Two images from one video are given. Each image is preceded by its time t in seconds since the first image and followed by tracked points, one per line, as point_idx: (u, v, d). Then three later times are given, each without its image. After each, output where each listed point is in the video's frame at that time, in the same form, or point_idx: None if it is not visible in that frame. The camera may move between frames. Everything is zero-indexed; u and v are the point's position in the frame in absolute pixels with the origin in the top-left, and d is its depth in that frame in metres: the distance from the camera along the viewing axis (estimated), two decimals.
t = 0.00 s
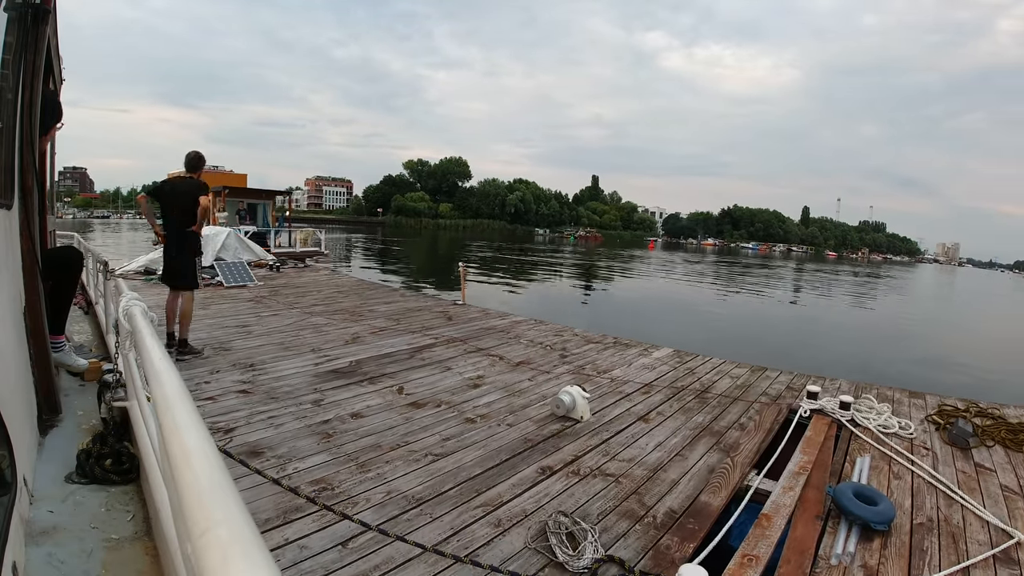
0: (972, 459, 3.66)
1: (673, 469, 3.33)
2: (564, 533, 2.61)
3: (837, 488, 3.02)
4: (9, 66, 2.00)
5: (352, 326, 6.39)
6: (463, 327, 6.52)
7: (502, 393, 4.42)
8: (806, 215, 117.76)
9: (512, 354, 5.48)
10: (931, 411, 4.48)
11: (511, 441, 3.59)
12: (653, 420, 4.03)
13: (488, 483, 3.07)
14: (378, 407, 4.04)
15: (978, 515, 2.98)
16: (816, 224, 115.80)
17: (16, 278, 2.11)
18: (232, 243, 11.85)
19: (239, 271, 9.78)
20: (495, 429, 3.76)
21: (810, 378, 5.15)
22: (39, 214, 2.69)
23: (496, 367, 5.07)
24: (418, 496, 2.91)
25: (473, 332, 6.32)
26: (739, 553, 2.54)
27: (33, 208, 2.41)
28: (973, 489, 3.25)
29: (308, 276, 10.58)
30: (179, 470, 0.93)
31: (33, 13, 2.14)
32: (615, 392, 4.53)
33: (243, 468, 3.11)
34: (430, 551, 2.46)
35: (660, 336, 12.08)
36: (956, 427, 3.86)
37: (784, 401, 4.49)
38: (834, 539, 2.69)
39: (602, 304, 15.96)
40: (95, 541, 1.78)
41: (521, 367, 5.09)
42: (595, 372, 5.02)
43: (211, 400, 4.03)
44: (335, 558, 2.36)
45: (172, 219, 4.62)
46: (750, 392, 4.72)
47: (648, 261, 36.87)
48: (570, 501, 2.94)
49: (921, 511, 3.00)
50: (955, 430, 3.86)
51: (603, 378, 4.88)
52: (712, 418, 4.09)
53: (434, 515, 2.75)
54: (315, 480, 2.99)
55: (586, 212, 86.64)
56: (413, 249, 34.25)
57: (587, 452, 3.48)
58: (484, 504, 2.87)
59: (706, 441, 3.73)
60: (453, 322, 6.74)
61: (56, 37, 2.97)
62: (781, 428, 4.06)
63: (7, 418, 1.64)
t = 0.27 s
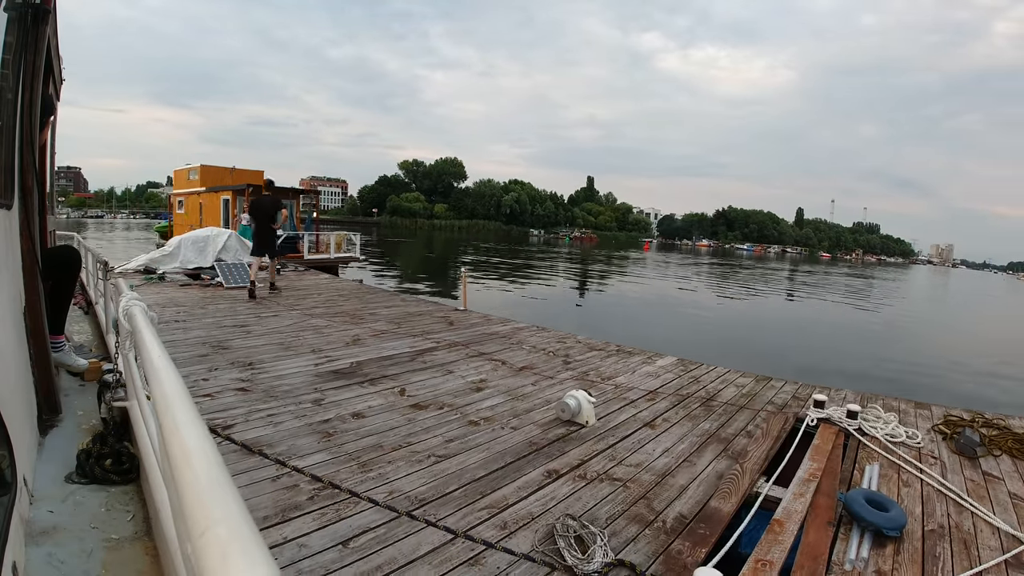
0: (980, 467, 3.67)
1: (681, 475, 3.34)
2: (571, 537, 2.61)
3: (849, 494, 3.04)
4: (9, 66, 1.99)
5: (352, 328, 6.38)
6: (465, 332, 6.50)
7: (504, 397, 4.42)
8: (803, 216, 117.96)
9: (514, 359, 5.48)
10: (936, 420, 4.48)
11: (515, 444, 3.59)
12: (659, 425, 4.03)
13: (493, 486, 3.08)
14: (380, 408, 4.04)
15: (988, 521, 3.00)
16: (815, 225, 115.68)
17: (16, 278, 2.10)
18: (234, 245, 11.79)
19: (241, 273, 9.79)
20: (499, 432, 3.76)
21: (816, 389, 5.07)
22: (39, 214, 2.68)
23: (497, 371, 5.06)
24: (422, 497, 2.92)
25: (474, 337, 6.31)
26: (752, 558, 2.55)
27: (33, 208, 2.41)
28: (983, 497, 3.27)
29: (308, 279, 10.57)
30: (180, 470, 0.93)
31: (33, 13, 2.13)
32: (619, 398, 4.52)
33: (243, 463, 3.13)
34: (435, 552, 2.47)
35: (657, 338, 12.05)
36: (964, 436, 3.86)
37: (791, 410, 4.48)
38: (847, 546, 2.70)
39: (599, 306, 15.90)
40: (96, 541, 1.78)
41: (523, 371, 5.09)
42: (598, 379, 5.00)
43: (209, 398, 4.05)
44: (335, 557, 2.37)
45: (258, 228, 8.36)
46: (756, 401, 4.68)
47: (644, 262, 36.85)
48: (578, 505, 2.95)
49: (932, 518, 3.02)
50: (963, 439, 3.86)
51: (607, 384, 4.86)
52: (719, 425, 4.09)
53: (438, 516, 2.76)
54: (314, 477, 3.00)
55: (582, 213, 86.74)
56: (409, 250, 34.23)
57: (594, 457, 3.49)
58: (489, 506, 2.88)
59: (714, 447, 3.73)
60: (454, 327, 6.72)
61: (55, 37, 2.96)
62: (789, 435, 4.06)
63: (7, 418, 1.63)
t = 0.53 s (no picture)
0: (977, 475, 3.70)
1: (677, 473, 3.35)
2: (564, 524, 2.62)
3: (845, 494, 3.06)
4: (9, 66, 1.98)
5: (352, 328, 6.38)
6: (464, 337, 6.51)
7: (502, 396, 4.43)
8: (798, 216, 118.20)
9: (512, 362, 5.50)
10: (932, 429, 4.51)
11: (511, 439, 3.60)
12: (655, 427, 4.05)
13: (488, 475, 3.09)
14: (376, 401, 4.05)
15: (985, 524, 3.03)
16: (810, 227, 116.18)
17: (15, 279, 2.09)
18: (237, 246, 11.68)
19: (242, 272, 9.80)
20: (495, 427, 3.77)
21: (814, 400, 5.05)
22: (39, 214, 2.67)
23: (496, 373, 5.07)
24: (415, 483, 2.94)
25: (473, 341, 6.32)
26: (746, 551, 2.57)
27: (33, 208, 2.40)
28: (980, 503, 3.30)
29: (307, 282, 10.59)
30: (180, 470, 0.93)
31: (33, 13, 2.12)
32: (617, 401, 4.54)
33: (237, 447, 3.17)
34: (426, 535, 2.49)
35: (653, 339, 12.04)
36: (961, 444, 3.88)
37: (788, 418, 4.49)
38: (843, 543, 2.73)
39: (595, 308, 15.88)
40: (96, 541, 1.78)
41: (521, 374, 5.10)
42: (597, 384, 5.01)
43: (206, 384, 4.10)
44: (325, 536, 2.40)
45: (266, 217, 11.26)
46: (753, 409, 4.68)
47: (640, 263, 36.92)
48: (573, 496, 2.97)
49: (929, 520, 3.05)
50: (960, 447, 3.88)
51: (604, 389, 4.87)
52: (715, 429, 4.11)
53: (431, 501, 2.78)
54: (309, 462, 3.03)
55: (577, 213, 86.91)
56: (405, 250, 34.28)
57: (589, 453, 3.50)
58: (482, 494, 2.89)
59: (710, 450, 3.74)
60: (454, 331, 6.73)
61: (56, 37, 2.95)
62: (786, 442, 4.09)
63: (7, 418, 1.62)
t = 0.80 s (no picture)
0: (971, 470, 3.74)
1: (673, 468, 3.37)
2: (562, 517, 2.64)
3: (839, 488, 3.09)
4: (9, 66, 1.98)
5: (351, 327, 6.38)
6: (462, 335, 6.52)
7: (502, 393, 4.44)
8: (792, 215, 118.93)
9: (511, 360, 5.51)
10: (925, 424, 4.55)
11: (509, 435, 3.61)
12: (653, 424, 4.07)
13: (487, 470, 3.10)
14: (377, 398, 4.05)
15: (979, 517, 3.06)
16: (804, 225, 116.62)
17: (15, 279, 2.08)
18: (235, 246, 11.63)
19: (240, 271, 9.78)
20: (494, 424, 3.77)
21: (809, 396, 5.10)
22: (39, 214, 2.66)
23: (495, 371, 5.08)
24: (416, 478, 2.95)
25: (472, 339, 6.33)
26: (741, 543, 2.59)
27: (33, 208, 2.40)
28: (973, 497, 3.34)
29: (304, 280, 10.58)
30: (180, 470, 0.94)
31: (33, 13, 2.12)
32: (614, 398, 4.56)
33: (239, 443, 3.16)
34: (427, 528, 2.50)
35: (647, 339, 12.09)
36: (954, 440, 3.91)
37: (784, 414, 4.53)
38: (837, 536, 2.76)
39: (589, 308, 15.92)
40: (96, 541, 1.77)
41: (521, 372, 5.11)
42: (595, 381, 5.03)
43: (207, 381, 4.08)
44: (327, 530, 2.41)
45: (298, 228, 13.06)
46: (749, 405, 4.71)
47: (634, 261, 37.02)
48: (571, 490, 2.98)
49: (922, 514, 3.08)
50: (954, 443, 3.91)
51: (602, 386, 4.89)
52: (711, 425, 4.13)
53: (431, 495, 2.79)
54: (311, 457, 3.04)
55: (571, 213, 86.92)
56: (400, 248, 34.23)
57: (586, 448, 3.51)
58: (482, 488, 2.90)
59: (706, 445, 3.77)
60: (452, 329, 6.73)
61: (55, 37, 2.93)
62: (781, 438, 4.13)
63: (7, 418, 1.62)
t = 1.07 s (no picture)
0: (963, 472, 3.76)
1: (675, 470, 3.38)
2: (571, 518, 2.65)
3: (836, 489, 3.10)
4: (9, 66, 1.97)
5: (351, 330, 6.37)
6: (462, 339, 6.52)
7: (503, 397, 4.44)
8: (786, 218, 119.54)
9: (511, 364, 5.51)
10: (918, 428, 4.58)
11: (513, 438, 3.61)
12: (653, 427, 4.08)
13: (493, 473, 3.10)
14: (381, 402, 4.05)
15: (972, 518, 3.08)
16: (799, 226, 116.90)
17: (15, 278, 2.07)
18: (232, 248, 11.63)
19: (239, 273, 9.74)
20: (497, 427, 3.78)
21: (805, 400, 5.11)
22: (39, 214, 2.65)
23: (495, 374, 5.08)
24: (424, 480, 2.94)
25: (471, 343, 6.32)
26: (744, 541, 2.61)
27: (32, 207, 2.39)
28: (966, 498, 3.36)
29: (301, 283, 10.57)
30: (180, 470, 0.94)
31: (33, 13, 2.11)
32: (614, 402, 4.57)
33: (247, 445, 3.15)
34: (438, 528, 2.50)
35: (643, 342, 12.10)
36: (948, 444, 3.93)
37: (780, 418, 4.54)
38: (834, 535, 2.78)
39: (586, 310, 15.94)
40: (96, 541, 1.76)
41: (521, 375, 5.12)
42: (594, 385, 5.04)
43: (213, 385, 4.06)
44: (341, 531, 2.41)
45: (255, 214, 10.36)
46: (746, 409, 4.73)
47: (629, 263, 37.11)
48: (576, 492, 2.99)
49: (916, 514, 3.10)
50: (947, 446, 3.93)
51: (602, 390, 4.90)
52: (710, 429, 4.14)
53: (440, 498, 2.79)
54: (319, 461, 3.03)
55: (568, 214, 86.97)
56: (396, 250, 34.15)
57: (590, 451, 3.52)
58: (489, 490, 2.91)
59: (706, 448, 3.78)
60: (451, 333, 6.73)
61: (55, 37, 2.91)
62: (778, 442, 4.15)
63: (8, 418, 1.61)
